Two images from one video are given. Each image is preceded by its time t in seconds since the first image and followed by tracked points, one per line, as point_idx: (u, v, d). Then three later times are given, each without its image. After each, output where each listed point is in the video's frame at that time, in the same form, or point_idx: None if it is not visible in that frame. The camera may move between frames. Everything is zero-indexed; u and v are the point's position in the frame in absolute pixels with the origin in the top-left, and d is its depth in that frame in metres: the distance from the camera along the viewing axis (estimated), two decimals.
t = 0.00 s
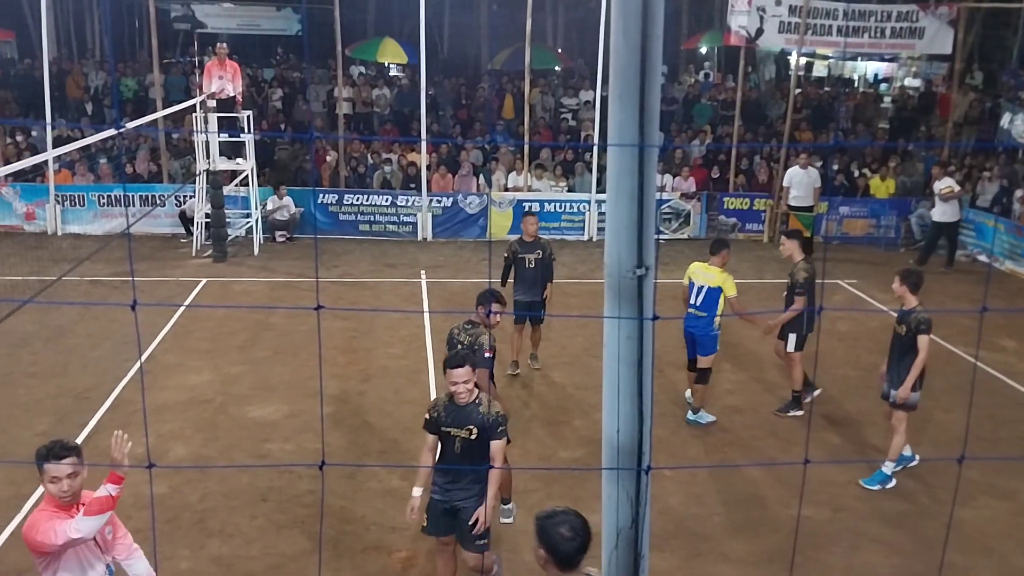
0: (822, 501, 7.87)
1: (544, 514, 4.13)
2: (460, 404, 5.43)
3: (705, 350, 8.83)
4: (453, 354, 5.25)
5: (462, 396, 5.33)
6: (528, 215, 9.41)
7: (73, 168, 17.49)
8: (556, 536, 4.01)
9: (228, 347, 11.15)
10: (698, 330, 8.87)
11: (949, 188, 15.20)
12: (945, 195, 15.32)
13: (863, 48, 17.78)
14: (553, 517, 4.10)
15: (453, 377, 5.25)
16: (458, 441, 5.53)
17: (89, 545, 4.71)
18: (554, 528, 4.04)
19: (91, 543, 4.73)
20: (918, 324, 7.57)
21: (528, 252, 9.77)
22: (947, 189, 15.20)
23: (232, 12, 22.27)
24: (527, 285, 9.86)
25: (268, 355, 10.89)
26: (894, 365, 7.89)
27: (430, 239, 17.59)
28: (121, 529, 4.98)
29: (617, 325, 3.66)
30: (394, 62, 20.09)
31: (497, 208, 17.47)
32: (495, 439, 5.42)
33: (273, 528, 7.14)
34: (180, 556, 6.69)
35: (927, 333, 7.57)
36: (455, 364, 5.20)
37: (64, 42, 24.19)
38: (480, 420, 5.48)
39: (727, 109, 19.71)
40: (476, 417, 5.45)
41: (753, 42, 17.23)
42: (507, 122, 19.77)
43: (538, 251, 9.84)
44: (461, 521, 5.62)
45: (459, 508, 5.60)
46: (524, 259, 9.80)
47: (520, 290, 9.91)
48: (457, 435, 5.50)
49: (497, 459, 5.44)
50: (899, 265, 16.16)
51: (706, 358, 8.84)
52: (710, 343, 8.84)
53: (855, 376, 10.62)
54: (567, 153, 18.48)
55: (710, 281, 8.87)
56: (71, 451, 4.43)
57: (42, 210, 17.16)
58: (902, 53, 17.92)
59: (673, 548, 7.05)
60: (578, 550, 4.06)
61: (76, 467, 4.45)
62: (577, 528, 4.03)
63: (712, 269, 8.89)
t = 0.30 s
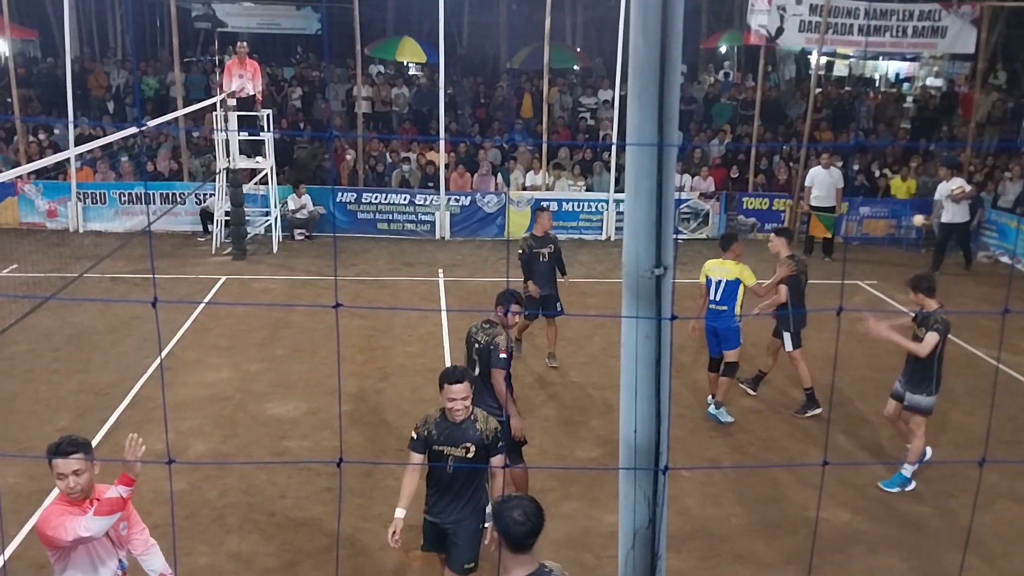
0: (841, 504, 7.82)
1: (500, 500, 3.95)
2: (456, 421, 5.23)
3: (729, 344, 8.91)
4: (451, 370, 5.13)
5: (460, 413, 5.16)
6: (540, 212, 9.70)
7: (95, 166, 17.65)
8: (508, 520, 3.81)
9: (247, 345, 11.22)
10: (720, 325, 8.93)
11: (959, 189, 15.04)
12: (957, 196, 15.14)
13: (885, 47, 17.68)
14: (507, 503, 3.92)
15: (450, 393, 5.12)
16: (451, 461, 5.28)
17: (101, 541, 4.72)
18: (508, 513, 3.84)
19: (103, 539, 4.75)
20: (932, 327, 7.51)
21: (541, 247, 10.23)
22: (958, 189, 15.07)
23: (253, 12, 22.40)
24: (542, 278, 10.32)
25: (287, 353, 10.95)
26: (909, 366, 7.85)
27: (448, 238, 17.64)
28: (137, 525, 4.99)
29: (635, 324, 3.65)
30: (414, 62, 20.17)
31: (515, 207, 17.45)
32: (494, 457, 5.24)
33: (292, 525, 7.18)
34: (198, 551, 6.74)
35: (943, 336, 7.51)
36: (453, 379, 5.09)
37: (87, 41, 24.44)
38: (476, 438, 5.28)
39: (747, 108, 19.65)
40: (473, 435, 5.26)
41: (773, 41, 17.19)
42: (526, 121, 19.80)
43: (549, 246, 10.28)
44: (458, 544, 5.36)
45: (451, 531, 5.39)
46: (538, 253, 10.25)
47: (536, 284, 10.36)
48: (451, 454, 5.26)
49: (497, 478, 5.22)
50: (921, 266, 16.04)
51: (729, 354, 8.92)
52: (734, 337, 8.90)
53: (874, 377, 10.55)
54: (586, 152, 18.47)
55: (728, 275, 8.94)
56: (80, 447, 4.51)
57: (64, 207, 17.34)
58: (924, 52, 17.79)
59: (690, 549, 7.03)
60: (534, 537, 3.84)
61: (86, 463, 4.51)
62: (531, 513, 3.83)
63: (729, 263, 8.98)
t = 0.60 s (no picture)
0: (852, 505, 7.78)
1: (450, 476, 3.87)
2: (453, 440, 5.08)
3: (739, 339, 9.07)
4: (447, 387, 5.03)
5: (457, 431, 5.05)
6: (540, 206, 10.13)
7: (107, 164, 17.76)
8: (464, 483, 3.75)
9: (258, 342, 11.26)
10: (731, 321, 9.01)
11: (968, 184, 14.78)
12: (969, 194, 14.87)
13: (898, 46, 17.60)
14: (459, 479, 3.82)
15: (448, 410, 5.02)
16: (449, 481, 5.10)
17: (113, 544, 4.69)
18: (463, 481, 3.78)
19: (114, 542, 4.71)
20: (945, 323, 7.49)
21: (542, 240, 10.71)
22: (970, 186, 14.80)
23: (265, 10, 22.44)
24: (542, 270, 10.77)
25: (298, 351, 10.98)
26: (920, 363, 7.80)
27: (458, 237, 17.66)
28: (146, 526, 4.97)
29: (646, 324, 3.65)
30: (425, 60, 20.20)
31: (525, 206, 17.53)
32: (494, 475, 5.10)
33: (301, 523, 7.20)
34: (209, 548, 6.77)
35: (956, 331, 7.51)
36: (452, 394, 4.99)
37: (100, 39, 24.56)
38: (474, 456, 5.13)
39: (759, 107, 19.60)
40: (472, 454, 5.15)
41: (786, 40, 17.16)
42: (537, 120, 19.81)
43: (550, 240, 10.76)
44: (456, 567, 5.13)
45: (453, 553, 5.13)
46: (538, 246, 10.72)
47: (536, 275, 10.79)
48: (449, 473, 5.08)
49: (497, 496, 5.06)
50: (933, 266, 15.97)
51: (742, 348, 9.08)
52: (746, 331, 9.03)
53: (886, 378, 10.51)
54: (597, 151, 18.45)
55: (736, 271, 8.95)
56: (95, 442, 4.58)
57: (77, 205, 17.44)
58: (937, 51, 17.71)
59: (700, 549, 7.02)
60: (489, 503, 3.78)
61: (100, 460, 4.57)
62: (484, 480, 3.78)
63: (737, 260, 9.01)
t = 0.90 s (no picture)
0: (859, 506, 7.75)
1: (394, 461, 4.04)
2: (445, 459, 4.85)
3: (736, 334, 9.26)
4: (433, 403, 4.77)
5: (450, 448, 4.79)
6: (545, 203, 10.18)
7: (115, 163, 17.83)
8: (409, 472, 3.92)
9: (265, 341, 11.28)
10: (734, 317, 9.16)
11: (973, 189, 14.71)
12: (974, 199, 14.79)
13: (906, 45, 17.55)
14: (402, 464, 3.99)
15: (436, 427, 4.74)
16: (447, 501, 4.93)
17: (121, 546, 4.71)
18: (405, 469, 3.94)
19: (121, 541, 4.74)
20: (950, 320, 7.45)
21: (545, 237, 10.83)
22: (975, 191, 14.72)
23: (272, 9, 22.43)
24: (544, 266, 10.93)
25: (304, 349, 11.00)
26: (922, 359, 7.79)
27: (465, 236, 17.66)
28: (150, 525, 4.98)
29: (652, 324, 3.64)
30: (432, 59, 20.24)
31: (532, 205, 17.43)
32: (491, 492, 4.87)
33: (307, 521, 7.20)
34: (215, 546, 6.78)
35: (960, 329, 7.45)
36: (438, 411, 4.72)
37: (108, 38, 24.65)
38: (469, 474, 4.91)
39: (766, 107, 19.57)
40: (467, 472, 4.90)
41: (793, 39, 17.17)
42: (544, 119, 19.82)
43: (554, 235, 10.88)
44: None
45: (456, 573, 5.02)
46: (542, 243, 10.84)
47: (539, 271, 10.93)
48: (445, 494, 4.90)
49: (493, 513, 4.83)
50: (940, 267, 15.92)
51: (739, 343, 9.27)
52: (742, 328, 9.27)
53: (893, 378, 10.48)
54: (604, 150, 18.43)
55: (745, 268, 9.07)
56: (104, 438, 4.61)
57: (85, 204, 17.50)
58: (946, 50, 17.66)
59: (706, 549, 7.00)
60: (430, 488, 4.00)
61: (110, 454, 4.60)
62: (430, 469, 3.96)
63: (745, 256, 9.13)
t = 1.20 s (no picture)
0: (863, 506, 7.75)
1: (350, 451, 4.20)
2: (442, 480, 4.66)
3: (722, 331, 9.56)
4: (429, 424, 4.54)
5: (448, 470, 4.59)
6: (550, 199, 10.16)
7: (120, 162, 17.90)
8: (360, 461, 4.07)
9: (269, 340, 11.30)
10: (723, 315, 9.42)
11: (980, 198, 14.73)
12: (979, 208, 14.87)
13: (911, 45, 17.52)
14: (356, 452, 4.15)
15: (436, 450, 4.52)
16: (444, 524, 4.74)
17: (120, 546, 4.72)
18: (356, 458, 4.10)
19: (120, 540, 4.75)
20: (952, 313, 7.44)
21: (551, 232, 10.86)
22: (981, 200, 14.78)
23: (277, 8, 22.42)
24: (549, 261, 11.01)
25: (308, 348, 11.02)
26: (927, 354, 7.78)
27: (469, 236, 17.70)
28: (155, 527, 4.97)
29: (656, 323, 3.64)
30: (436, 59, 20.24)
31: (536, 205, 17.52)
32: (487, 507, 4.79)
33: (311, 520, 7.21)
34: (219, 544, 6.80)
35: (964, 323, 7.43)
36: (440, 434, 4.49)
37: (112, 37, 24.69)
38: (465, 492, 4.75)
39: (771, 106, 19.55)
40: (463, 490, 4.74)
41: (798, 39, 17.11)
42: (548, 119, 19.85)
43: (559, 231, 10.96)
44: None
45: None
46: (547, 238, 10.89)
47: (544, 266, 11.02)
48: (441, 516, 4.71)
49: (490, 529, 4.79)
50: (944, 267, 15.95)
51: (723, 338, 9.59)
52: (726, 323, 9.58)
53: (897, 378, 10.48)
54: (608, 149, 18.43)
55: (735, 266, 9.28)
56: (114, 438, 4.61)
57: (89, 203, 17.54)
58: (952, 50, 17.58)
59: (710, 549, 7.01)
60: (382, 478, 4.13)
61: (118, 454, 4.59)
62: (382, 456, 4.12)
63: (737, 251, 9.38)
